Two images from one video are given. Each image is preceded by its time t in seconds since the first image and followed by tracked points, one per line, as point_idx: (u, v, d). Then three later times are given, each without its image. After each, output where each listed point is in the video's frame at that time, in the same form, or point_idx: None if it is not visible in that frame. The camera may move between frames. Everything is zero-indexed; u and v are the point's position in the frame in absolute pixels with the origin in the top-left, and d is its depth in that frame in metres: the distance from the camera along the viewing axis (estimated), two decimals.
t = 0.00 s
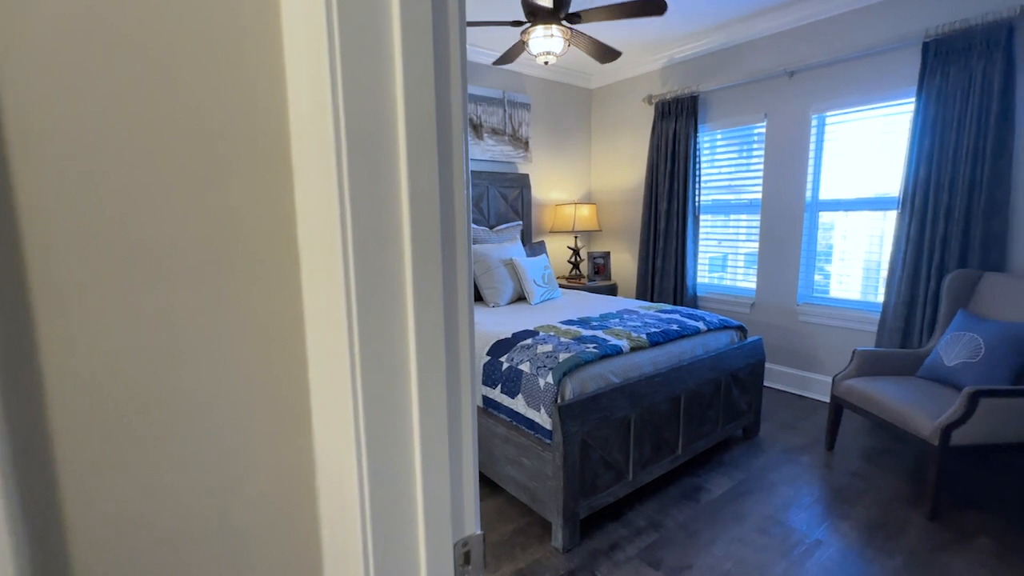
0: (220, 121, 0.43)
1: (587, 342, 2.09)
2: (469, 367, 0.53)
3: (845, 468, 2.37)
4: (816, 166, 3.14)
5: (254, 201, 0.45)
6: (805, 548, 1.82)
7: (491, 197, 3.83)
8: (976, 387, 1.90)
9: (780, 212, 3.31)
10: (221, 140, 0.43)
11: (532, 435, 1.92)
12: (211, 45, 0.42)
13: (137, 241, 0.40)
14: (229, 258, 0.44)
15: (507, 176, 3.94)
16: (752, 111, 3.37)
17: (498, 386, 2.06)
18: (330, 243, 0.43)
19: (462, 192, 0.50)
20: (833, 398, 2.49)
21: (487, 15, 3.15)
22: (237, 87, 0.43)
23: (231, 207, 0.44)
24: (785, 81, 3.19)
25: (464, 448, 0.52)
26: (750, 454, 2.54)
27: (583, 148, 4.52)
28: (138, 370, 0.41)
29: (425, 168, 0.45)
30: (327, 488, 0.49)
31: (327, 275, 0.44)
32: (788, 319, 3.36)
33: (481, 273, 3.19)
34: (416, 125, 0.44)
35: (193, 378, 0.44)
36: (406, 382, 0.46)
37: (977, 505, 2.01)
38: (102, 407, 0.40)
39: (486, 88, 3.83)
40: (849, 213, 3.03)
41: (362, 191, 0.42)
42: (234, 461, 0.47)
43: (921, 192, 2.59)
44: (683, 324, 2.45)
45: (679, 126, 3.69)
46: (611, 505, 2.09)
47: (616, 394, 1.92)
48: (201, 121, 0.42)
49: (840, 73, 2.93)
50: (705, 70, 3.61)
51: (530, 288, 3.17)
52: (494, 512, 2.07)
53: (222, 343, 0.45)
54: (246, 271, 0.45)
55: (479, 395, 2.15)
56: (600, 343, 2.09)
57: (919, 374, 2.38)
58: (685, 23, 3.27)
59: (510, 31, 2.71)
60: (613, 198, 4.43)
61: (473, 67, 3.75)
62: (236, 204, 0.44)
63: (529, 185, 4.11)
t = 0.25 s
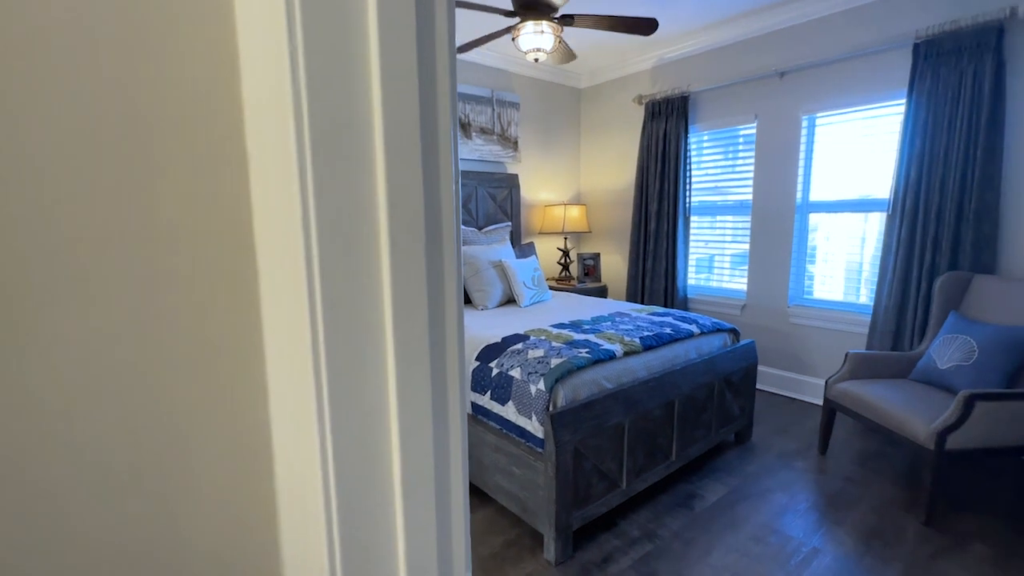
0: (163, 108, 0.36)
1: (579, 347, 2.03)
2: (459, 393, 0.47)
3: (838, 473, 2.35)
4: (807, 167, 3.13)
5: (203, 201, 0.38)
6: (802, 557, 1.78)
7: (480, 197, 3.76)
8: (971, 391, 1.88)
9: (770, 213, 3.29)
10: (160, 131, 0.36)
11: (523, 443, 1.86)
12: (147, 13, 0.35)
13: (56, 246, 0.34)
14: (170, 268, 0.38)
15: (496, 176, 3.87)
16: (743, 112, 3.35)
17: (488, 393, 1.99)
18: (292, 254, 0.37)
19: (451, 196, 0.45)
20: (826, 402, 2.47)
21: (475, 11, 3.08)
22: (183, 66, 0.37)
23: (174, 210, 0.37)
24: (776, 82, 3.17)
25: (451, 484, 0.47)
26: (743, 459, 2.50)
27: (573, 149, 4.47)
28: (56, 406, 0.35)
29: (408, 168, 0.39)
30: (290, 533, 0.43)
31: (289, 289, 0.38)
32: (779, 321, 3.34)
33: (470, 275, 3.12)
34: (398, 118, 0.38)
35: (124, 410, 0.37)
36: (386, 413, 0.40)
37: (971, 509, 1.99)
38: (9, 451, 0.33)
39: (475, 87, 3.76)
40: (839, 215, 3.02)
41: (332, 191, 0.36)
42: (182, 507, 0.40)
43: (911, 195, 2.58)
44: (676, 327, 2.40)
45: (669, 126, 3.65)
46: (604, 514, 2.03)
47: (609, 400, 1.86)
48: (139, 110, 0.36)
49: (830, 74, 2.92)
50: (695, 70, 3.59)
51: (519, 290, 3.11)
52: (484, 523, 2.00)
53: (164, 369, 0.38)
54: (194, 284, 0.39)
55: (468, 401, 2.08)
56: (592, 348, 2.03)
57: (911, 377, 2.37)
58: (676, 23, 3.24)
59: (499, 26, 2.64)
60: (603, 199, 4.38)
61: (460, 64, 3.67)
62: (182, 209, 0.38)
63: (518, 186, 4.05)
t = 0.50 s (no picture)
0: (101, 78, 0.32)
1: (574, 350, 1.98)
2: (446, 403, 0.42)
3: (836, 476, 2.32)
4: (802, 167, 3.11)
5: (147, 187, 0.34)
6: (802, 563, 1.74)
7: (472, 197, 3.71)
8: (970, 393, 1.86)
9: (766, 214, 3.27)
10: (98, 105, 0.32)
11: (517, 449, 1.80)
12: None
13: None
14: (107, 262, 0.33)
15: (489, 176, 3.82)
16: (738, 111, 3.33)
17: (481, 398, 1.94)
18: (250, 248, 0.33)
19: (438, 185, 0.40)
20: (823, 404, 2.44)
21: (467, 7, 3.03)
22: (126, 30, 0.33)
23: (116, 196, 0.33)
24: (771, 81, 3.15)
25: (438, 506, 0.42)
26: (740, 462, 2.47)
27: (566, 148, 4.43)
28: None
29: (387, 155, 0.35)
30: (252, 564, 0.38)
31: (246, 289, 0.33)
32: (775, 322, 3.32)
33: (462, 276, 3.07)
34: (376, 94, 0.34)
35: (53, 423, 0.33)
36: (360, 425, 0.36)
37: (970, 513, 1.97)
38: None
39: (467, 85, 3.70)
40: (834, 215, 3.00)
41: (296, 178, 0.32)
42: (128, 538, 0.36)
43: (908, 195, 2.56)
44: (672, 329, 2.36)
45: (664, 126, 3.63)
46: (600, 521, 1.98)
47: (606, 405, 1.81)
48: (71, 85, 0.31)
49: (826, 74, 2.90)
50: (689, 70, 3.56)
51: (513, 291, 3.06)
52: (477, 531, 1.94)
53: (102, 377, 0.33)
54: (140, 280, 0.34)
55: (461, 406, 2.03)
56: (588, 350, 1.98)
57: (908, 379, 2.35)
58: (670, 22, 3.21)
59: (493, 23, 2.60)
60: (597, 199, 4.35)
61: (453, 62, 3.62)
62: (125, 200, 0.33)
63: (512, 186, 4.00)
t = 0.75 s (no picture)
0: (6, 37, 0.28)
1: (571, 352, 1.93)
2: (420, 410, 0.38)
3: (836, 479, 2.28)
4: (799, 167, 3.08)
5: (66, 163, 0.30)
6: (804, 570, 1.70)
7: (466, 196, 3.66)
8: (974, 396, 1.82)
9: (763, 214, 3.23)
10: (4, 67, 0.28)
11: (512, 455, 1.75)
12: None
13: None
14: (17, 247, 0.29)
15: (483, 175, 3.77)
16: (735, 110, 3.29)
17: (475, 402, 1.88)
18: (182, 230, 0.29)
19: (412, 163, 0.35)
20: (822, 407, 2.40)
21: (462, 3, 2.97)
22: None
23: (32, 185, 0.29)
24: (768, 80, 3.12)
25: (412, 531, 0.38)
26: (739, 466, 2.43)
27: (562, 148, 4.38)
28: None
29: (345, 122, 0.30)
30: None
31: (180, 277, 0.29)
32: (772, 323, 3.28)
33: (456, 277, 3.01)
34: (333, 57, 0.29)
35: None
36: (314, 442, 0.32)
37: (970, 517, 1.94)
38: None
39: (461, 83, 3.64)
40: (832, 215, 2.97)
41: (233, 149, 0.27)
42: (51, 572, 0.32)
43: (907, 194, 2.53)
44: (670, 331, 2.32)
45: (659, 125, 3.59)
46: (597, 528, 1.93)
47: (603, 409, 1.76)
48: None
49: (824, 72, 2.87)
50: (685, 68, 3.53)
51: (507, 292, 3.00)
52: (470, 539, 1.89)
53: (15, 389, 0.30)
54: (62, 280, 0.30)
55: (454, 410, 1.97)
56: (584, 353, 1.93)
57: (909, 381, 2.32)
58: (667, 20, 3.17)
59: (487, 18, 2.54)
60: (592, 199, 4.30)
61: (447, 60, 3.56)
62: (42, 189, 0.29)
63: (506, 185, 3.95)
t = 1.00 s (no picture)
0: None
1: (570, 356, 1.89)
2: (398, 427, 0.34)
3: (839, 485, 2.24)
4: (800, 167, 3.04)
5: None
6: None
7: (463, 197, 3.62)
8: (981, 401, 1.79)
9: (764, 215, 3.19)
10: None
11: (510, 462, 1.70)
12: None
13: None
14: None
15: (480, 176, 3.73)
16: (735, 111, 3.26)
17: (471, 407, 1.83)
18: (110, 223, 0.25)
19: (385, 149, 0.32)
20: (824, 411, 2.36)
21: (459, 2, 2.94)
22: None
23: None
24: (769, 80, 3.08)
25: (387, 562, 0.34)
26: (740, 471, 2.39)
27: (560, 149, 4.35)
28: None
29: (300, 93, 0.26)
30: None
31: (106, 268, 0.26)
32: (773, 326, 3.24)
33: (453, 278, 2.97)
34: (289, 31, 0.26)
35: None
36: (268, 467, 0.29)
37: (976, 524, 1.91)
38: None
39: (459, 83, 3.60)
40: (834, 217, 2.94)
41: (166, 121, 0.24)
42: None
43: (909, 195, 2.50)
44: (671, 334, 2.28)
45: (658, 126, 3.56)
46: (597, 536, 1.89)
47: (603, 414, 1.72)
48: None
49: (826, 72, 2.84)
50: (684, 69, 3.50)
51: (505, 294, 2.96)
52: (467, 547, 1.85)
53: None
54: None
55: (450, 415, 1.93)
56: (584, 357, 1.89)
57: (912, 384, 2.28)
58: (666, 20, 3.14)
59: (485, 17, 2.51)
60: (591, 200, 4.26)
61: (444, 60, 3.53)
62: None
63: (504, 186, 3.91)
